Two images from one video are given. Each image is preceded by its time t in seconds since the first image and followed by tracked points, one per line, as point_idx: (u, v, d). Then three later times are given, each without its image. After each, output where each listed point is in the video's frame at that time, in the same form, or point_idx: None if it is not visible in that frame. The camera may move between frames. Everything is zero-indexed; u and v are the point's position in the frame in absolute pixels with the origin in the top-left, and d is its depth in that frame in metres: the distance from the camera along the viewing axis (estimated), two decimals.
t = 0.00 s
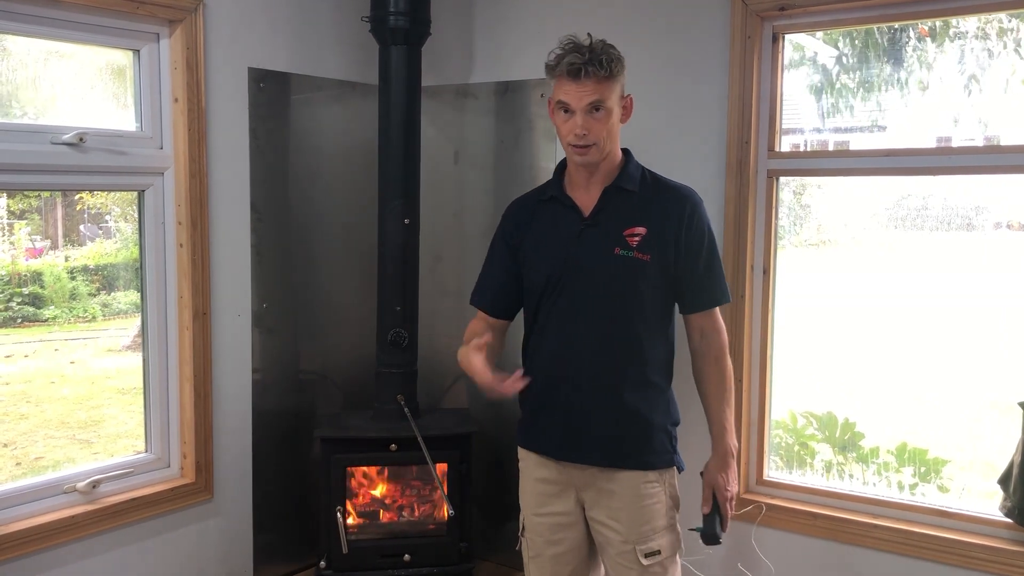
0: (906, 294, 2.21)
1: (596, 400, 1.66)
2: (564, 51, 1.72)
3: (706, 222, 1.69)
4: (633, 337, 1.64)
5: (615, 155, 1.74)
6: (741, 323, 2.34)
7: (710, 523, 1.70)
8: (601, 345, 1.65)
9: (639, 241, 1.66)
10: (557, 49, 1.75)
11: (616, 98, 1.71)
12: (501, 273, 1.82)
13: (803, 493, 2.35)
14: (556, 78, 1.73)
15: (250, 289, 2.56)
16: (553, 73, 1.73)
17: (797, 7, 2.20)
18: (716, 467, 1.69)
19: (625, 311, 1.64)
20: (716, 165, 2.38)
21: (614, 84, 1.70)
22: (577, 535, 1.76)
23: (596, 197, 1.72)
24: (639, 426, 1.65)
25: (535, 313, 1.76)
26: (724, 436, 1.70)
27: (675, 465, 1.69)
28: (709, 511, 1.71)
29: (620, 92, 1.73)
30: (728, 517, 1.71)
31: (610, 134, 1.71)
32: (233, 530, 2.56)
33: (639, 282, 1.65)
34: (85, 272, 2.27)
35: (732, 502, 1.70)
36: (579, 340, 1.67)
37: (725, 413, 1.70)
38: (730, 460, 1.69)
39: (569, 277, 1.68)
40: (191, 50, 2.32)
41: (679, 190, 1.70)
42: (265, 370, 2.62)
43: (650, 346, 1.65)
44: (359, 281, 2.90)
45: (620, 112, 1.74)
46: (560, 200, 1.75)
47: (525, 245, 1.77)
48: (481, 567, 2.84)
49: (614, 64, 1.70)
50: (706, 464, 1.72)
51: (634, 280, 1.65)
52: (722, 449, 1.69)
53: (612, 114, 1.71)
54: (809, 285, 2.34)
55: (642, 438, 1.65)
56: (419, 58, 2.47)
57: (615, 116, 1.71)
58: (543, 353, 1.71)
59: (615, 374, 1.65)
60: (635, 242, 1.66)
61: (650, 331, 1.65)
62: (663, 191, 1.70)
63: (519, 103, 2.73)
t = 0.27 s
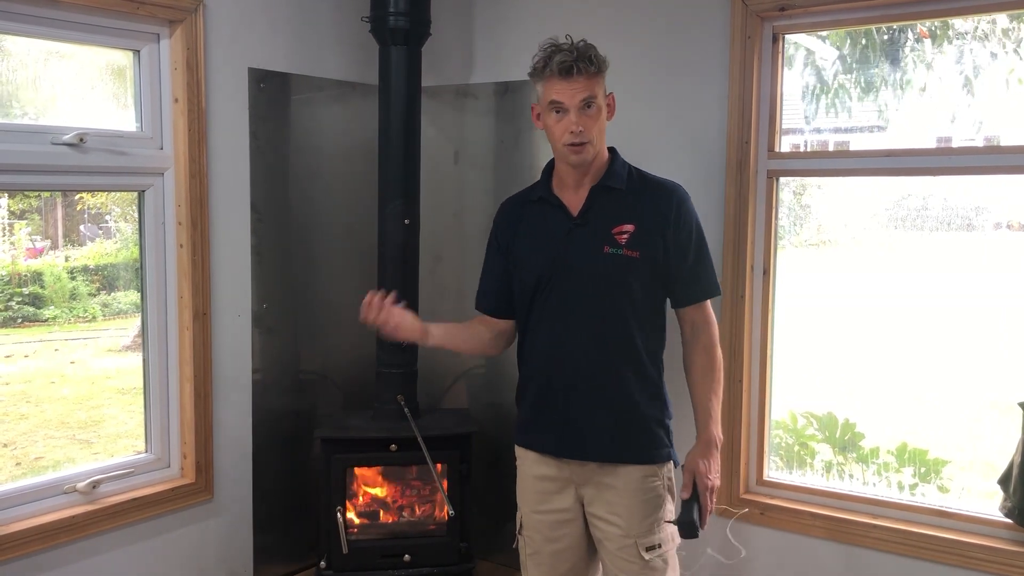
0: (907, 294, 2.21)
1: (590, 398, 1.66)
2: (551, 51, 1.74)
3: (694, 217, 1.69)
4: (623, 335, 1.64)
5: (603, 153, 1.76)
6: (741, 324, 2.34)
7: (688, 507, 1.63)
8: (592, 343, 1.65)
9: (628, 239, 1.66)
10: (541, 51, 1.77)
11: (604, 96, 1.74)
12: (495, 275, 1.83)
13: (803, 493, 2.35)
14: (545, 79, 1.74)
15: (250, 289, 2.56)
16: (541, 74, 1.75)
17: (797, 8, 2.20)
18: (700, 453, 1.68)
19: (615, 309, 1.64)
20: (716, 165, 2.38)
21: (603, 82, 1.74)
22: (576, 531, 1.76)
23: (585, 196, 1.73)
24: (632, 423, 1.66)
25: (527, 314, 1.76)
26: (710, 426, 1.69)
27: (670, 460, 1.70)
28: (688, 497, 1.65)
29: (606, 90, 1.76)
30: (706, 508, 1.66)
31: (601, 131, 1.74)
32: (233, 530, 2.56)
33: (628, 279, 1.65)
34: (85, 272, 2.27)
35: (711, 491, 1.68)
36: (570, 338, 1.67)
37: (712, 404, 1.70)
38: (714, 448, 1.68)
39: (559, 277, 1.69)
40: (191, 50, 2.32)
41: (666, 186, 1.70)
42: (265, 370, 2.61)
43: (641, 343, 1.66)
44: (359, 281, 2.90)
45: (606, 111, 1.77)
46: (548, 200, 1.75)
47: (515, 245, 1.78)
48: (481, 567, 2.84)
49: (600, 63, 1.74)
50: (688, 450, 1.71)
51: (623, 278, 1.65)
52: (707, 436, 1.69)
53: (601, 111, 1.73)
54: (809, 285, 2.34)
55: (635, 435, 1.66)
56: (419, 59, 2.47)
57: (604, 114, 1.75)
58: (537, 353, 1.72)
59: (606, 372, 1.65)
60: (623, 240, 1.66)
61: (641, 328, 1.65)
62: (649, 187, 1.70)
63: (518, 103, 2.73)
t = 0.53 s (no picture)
0: (907, 294, 2.21)
1: (585, 397, 1.66)
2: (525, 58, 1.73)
3: (684, 212, 1.67)
4: (615, 334, 1.65)
5: (586, 156, 1.73)
6: (741, 324, 2.34)
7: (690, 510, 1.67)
8: (584, 343, 1.66)
9: (617, 237, 1.66)
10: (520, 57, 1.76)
11: (579, 101, 1.71)
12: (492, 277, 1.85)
13: (802, 493, 2.35)
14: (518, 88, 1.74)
15: (250, 289, 2.56)
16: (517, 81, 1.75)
17: (797, 8, 2.20)
18: (700, 453, 1.69)
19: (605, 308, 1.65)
20: (717, 164, 2.38)
21: (576, 87, 1.70)
22: (571, 529, 1.76)
23: (574, 197, 1.73)
24: (626, 421, 1.66)
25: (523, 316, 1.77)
26: (710, 425, 1.69)
27: (666, 458, 1.69)
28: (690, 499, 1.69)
29: (585, 92, 1.72)
30: (710, 508, 1.69)
31: (577, 136, 1.71)
32: (233, 529, 2.56)
33: (618, 278, 1.65)
34: (85, 272, 2.27)
35: (713, 491, 1.70)
36: (563, 338, 1.67)
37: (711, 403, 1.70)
38: (714, 447, 1.68)
39: (551, 277, 1.69)
40: (191, 50, 2.32)
41: (654, 183, 1.69)
42: (265, 370, 2.61)
43: (633, 341, 1.65)
44: (359, 281, 2.90)
45: (588, 112, 1.73)
46: (542, 202, 1.76)
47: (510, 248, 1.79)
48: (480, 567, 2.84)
49: (573, 67, 1.70)
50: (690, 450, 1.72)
51: (614, 277, 1.65)
52: (706, 436, 1.68)
53: (577, 117, 1.70)
54: (809, 285, 2.34)
55: (630, 433, 1.66)
56: (419, 59, 2.47)
57: (581, 118, 1.71)
58: (532, 354, 1.72)
59: (599, 371, 1.65)
60: (613, 239, 1.66)
61: (633, 327, 1.65)
62: (637, 185, 1.70)
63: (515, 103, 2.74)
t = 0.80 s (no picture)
0: (907, 294, 2.21)
1: (587, 398, 1.66)
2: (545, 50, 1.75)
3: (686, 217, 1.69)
4: (617, 336, 1.65)
5: (596, 154, 1.76)
6: (741, 324, 2.34)
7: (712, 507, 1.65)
8: (587, 344, 1.65)
9: (621, 240, 1.66)
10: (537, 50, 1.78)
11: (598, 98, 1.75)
12: (487, 275, 1.84)
13: (802, 493, 2.35)
14: (539, 78, 1.75)
15: (249, 289, 2.56)
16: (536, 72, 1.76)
17: (798, 7, 2.20)
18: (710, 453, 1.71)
19: (608, 310, 1.65)
20: (717, 164, 2.37)
21: (596, 84, 1.74)
22: (574, 530, 1.76)
23: (578, 195, 1.72)
24: (627, 423, 1.66)
25: (521, 316, 1.76)
26: (716, 425, 1.71)
27: (667, 460, 1.70)
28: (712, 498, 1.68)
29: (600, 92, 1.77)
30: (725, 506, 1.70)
31: (593, 132, 1.74)
32: (233, 529, 2.56)
33: (622, 280, 1.65)
34: (85, 272, 2.27)
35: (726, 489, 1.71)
36: (565, 340, 1.67)
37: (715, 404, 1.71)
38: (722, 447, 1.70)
39: (553, 278, 1.68)
40: (191, 50, 2.32)
41: (657, 187, 1.70)
42: (265, 370, 2.61)
43: (635, 343, 1.66)
44: (359, 281, 2.90)
45: (600, 112, 1.77)
46: (541, 201, 1.75)
47: (510, 246, 1.77)
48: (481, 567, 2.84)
49: (595, 64, 1.74)
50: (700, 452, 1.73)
51: (617, 279, 1.65)
52: (714, 436, 1.70)
53: (595, 112, 1.74)
54: (809, 284, 2.34)
55: (631, 435, 1.66)
56: (419, 58, 2.47)
57: (598, 115, 1.75)
58: (531, 354, 1.71)
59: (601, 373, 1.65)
60: (616, 241, 1.66)
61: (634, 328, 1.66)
62: (641, 189, 1.70)
63: (517, 103, 2.73)
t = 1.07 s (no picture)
0: (908, 294, 2.21)
1: (589, 399, 1.66)
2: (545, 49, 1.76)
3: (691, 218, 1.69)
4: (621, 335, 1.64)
5: (602, 151, 1.75)
6: (741, 324, 2.34)
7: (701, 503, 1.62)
8: (590, 343, 1.65)
9: (626, 239, 1.66)
10: (538, 49, 1.79)
11: (599, 94, 1.74)
12: (489, 272, 1.83)
13: (802, 493, 2.35)
14: (540, 77, 1.75)
15: (250, 289, 2.55)
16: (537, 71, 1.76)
17: (798, 7, 2.20)
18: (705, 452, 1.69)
19: (613, 310, 1.64)
20: (717, 164, 2.37)
21: (598, 79, 1.74)
22: (569, 534, 1.75)
23: (585, 195, 1.73)
24: (628, 424, 1.65)
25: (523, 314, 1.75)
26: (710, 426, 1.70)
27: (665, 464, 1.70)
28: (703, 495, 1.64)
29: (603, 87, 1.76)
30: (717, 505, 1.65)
31: (598, 129, 1.73)
32: (233, 530, 2.56)
33: (626, 280, 1.65)
34: (85, 272, 2.27)
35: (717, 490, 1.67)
36: (568, 339, 1.66)
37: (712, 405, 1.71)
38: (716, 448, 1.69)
39: (557, 276, 1.68)
40: (191, 49, 2.32)
41: (665, 189, 1.70)
42: (265, 370, 2.61)
43: (638, 343, 1.66)
44: (360, 281, 2.90)
45: (605, 108, 1.77)
46: (547, 200, 1.75)
47: (514, 243, 1.77)
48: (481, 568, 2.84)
49: (595, 59, 1.74)
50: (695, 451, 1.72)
51: (621, 278, 1.65)
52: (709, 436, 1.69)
53: (598, 108, 1.73)
54: (809, 284, 2.34)
55: (632, 435, 1.66)
56: (419, 59, 2.47)
57: (601, 111, 1.74)
58: (533, 352, 1.71)
59: (604, 373, 1.65)
60: (622, 240, 1.66)
61: (637, 329, 1.66)
62: (648, 189, 1.70)
63: (518, 103, 2.73)
